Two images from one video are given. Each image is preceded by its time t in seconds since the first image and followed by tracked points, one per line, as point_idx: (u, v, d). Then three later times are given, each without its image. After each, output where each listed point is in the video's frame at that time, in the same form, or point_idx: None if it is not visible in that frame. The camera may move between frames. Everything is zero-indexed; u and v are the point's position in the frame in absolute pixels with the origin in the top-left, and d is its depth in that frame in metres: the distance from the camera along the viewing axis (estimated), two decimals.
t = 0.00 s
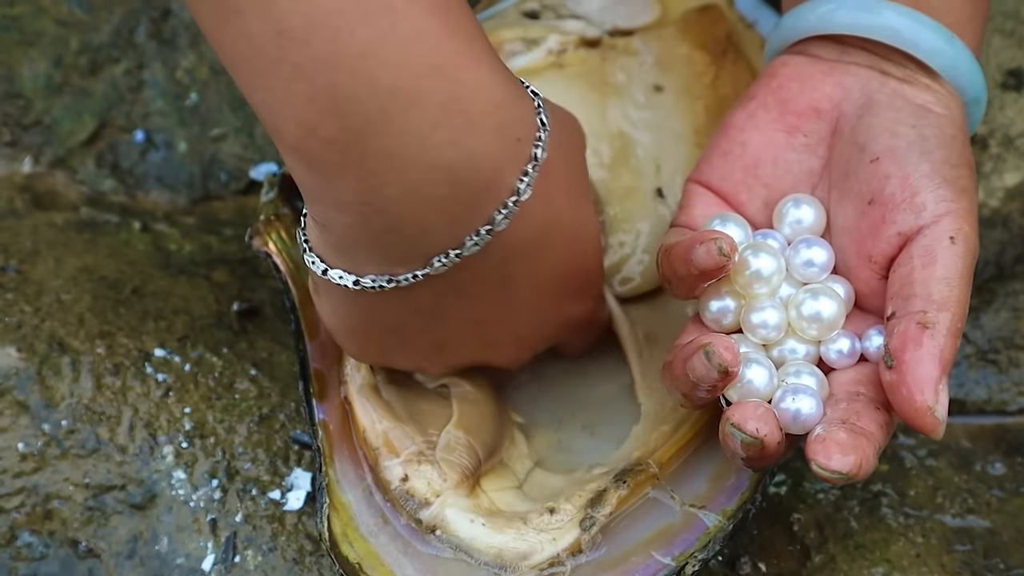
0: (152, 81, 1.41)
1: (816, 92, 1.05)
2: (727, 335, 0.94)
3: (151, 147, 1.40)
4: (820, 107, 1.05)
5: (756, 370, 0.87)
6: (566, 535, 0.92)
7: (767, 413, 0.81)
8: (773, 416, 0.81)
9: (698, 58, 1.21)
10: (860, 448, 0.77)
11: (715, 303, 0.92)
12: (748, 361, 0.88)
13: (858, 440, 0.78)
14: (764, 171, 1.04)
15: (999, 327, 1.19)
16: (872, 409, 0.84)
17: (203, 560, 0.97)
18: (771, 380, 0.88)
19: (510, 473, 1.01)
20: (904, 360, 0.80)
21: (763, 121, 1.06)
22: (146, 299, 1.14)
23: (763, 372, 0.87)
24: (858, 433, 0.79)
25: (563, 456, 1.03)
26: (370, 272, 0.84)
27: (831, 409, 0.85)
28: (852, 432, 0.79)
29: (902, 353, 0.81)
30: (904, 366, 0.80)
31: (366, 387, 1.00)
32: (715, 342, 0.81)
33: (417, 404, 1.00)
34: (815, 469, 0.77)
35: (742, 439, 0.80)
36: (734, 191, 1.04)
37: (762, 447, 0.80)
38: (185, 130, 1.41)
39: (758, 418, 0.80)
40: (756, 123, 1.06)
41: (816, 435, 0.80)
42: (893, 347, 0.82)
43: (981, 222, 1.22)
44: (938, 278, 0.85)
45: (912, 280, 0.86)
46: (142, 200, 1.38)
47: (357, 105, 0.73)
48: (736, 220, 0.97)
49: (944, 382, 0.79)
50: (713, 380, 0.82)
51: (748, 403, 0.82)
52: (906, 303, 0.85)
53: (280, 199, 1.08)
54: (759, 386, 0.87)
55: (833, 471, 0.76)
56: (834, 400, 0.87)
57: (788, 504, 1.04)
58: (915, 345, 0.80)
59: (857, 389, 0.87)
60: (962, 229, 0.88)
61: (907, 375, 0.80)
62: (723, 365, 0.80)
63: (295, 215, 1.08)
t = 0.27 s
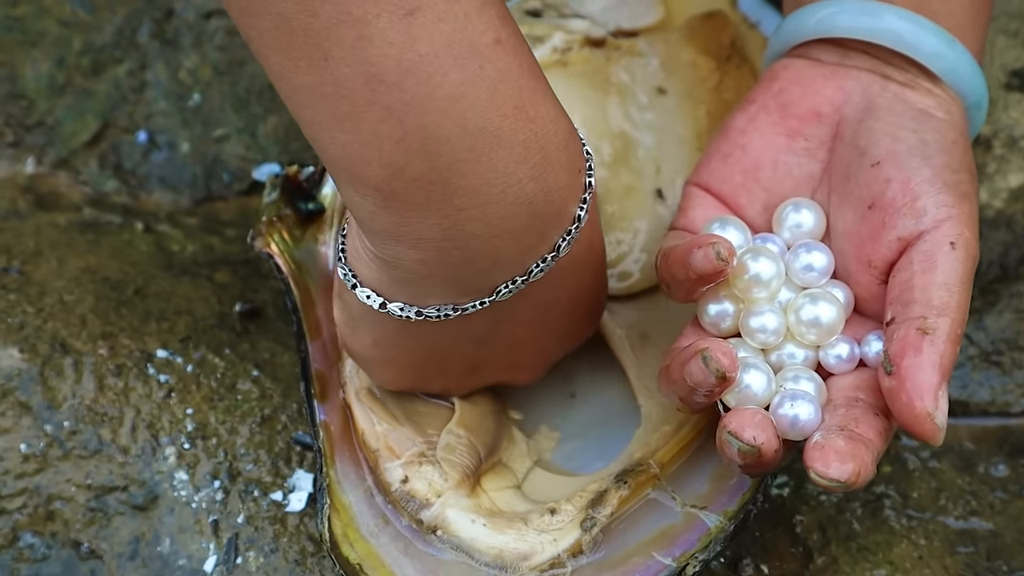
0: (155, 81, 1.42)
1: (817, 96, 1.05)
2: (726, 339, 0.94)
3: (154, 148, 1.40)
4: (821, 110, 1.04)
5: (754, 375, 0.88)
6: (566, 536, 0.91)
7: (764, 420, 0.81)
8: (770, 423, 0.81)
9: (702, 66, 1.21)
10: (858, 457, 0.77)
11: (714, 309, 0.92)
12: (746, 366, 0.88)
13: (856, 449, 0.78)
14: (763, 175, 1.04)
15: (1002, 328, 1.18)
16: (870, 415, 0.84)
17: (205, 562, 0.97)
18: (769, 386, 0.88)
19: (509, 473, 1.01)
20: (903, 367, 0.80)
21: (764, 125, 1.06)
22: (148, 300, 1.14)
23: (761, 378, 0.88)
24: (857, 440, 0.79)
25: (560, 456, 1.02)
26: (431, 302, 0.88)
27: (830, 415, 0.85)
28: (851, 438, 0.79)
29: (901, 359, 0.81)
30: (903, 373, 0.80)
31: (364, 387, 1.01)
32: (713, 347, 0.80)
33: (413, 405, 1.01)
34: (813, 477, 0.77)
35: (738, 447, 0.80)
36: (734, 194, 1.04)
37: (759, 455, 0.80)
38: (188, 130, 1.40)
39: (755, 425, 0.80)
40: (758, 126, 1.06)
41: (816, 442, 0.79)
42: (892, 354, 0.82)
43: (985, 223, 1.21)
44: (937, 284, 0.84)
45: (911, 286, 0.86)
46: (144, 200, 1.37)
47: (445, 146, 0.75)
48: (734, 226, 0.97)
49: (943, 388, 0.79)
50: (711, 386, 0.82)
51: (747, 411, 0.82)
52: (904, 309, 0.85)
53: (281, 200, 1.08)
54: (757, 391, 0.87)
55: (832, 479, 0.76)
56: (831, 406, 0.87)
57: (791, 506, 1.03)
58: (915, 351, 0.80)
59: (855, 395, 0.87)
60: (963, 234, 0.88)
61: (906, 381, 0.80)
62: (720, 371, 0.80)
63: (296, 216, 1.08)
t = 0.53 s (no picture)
0: (158, 85, 1.42)
1: (815, 94, 1.04)
2: (722, 339, 0.94)
3: (157, 150, 1.41)
4: (820, 109, 1.04)
5: (750, 375, 0.88)
6: (563, 535, 0.91)
7: (758, 421, 0.81)
8: (764, 423, 0.82)
9: (701, 57, 1.21)
10: (854, 455, 0.77)
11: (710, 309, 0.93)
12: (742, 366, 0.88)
13: (852, 447, 0.78)
14: (762, 174, 1.04)
15: (1006, 331, 1.19)
16: (866, 414, 0.83)
17: (207, 564, 0.97)
18: (765, 386, 0.88)
19: (507, 473, 1.01)
20: (900, 365, 0.80)
21: (762, 123, 1.05)
22: (150, 303, 1.15)
23: (756, 377, 0.88)
24: (851, 438, 0.79)
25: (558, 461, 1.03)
26: (357, 293, 0.87)
27: (827, 414, 0.85)
28: (845, 437, 0.79)
29: (897, 358, 0.81)
30: (900, 371, 0.80)
31: (368, 390, 0.99)
32: (705, 348, 0.81)
33: (413, 403, 1.00)
34: (808, 475, 0.77)
35: (733, 448, 0.81)
36: (731, 195, 1.04)
37: (754, 455, 0.81)
38: (191, 134, 1.41)
39: (748, 426, 0.81)
40: (755, 125, 1.05)
41: (810, 441, 0.79)
42: (889, 353, 0.82)
43: (986, 225, 1.19)
44: (935, 282, 0.84)
45: (909, 284, 0.86)
46: (147, 203, 1.38)
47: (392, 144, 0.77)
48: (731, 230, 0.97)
49: (940, 387, 0.79)
50: (706, 387, 0.82)
51: (742, 411, 0.83)
52: (901, 307, 0.84)
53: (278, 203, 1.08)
54: (753, 391, 0.87)
55: (827, 477, 0.76)
56: (828, 405, 0.87)
57: (793, 509, 1.03)
58: (911, 350, 0.80)
59: (852, 394, 0.87)
60: (962, 232, 0.88)
61: (902, 380, 0.80)
62: (714, 372, 0.80)
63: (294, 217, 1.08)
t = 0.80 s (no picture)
0: (155, 85, 1.42)
1: (819, 98, 1.05)
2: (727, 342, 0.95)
3: (155, 151, 1.40)
4: (824, 113, 1.05)
5: (755, 377, 0.88)
6: (567, 541, 0.92)
7: (762, 422, 0.82)
8: (768, 425, 0.82)
9: (692, 46, 1.22)
10: (857, 457, 0.77)
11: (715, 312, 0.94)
12: (747, 369, 0.89)
13: (855, 449, 0.78)
14: (766, 177, 1.05)
15: (1000, 331, 1.19)
16: (869, 416, 0.84)
17: (204, 564, 0.97)
18: (770, 388, 0.88)
19: (511, 478, 1.02)
20: (903, 368, 0.81)
21: (766, 127, 1.07)
22: (148, 303, 1.15)
23: (762, 380, 0.88)
24: (854, 440, 0.80)
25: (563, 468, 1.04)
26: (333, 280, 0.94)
27: (830, 415, 0.85)
28: (848, 439, 0.80)
29: (900, 361, 0.81)
30: (903, 374, 0.81)
31: (367, 389, 1.00)
32: (711, 353, 0.82)
33: (421, 407, 1.01)
34: (811, 477, 0.77)
35: (737, 450, 0.81)
36: (736, 198, 1.06)
37: (758, 458, 0.82)
38: (187, 134, 1.41)
39: (753, 429, 0.81)
40: (760, 129, 1.07)
41: (814, 442, 0.80)
42: (892, 356, 0.82)
43: (981, 227, 1.22)
44: (937, 286, 0.85)
45: (911, 287, 0.86)
46: (144, 204, 1.38)
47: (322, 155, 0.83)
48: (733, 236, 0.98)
49: (942, 390, 0.80)
50: (710, 392, 0.83)
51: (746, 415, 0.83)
52: (905, 311, 0.85)
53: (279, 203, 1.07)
54: (758, 393, 0.88)
55: (830, 479, 0.76)
56: (831, 406, 0.87)
57: (789, 509, 1.04)
58: (914, 353, 0.81)
59: (856, 397, 0.87)
60: (963, 236, 0.88)
61: (905, 383, 0.80)
62: (718, 376, 0.81)
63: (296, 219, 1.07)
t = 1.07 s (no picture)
0: (156, 90, 1.42)
1: (845, 95, 1.05)
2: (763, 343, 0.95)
3: (155, 155, 1.41)
4: (850, 110, 1.05)
5: (794, 377, 0.89)
6: (564, 541, 0.93)
7: (806, 421, 0.82)
8: (812, 424, 0.83)
9: (688, 52, 1.22)
10: (904, 455, 0.79)
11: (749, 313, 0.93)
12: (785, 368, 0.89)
13: (902, 447, 0.79)
14: (794, 177, 1.04)
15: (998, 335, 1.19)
16: (913, 413, 0.86)
17: (205, 566, 0.98)
18: (810, 387, 0.89)
19: (511, 483, 1.04)
20: (945, 364, 0.82)
21: (791, 125, 1.06)
22: (148, 306, 1.15)
23: (801, 379, 0.89)
24: (901, 438, 0.81)
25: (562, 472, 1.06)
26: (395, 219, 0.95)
27: (874, 413, 0.87)
28: (894, 436, 0.81)
29: (942, 357, 0.82)
30: (945, 370, 0.81)
31: (369, 394, 1.01)
32: (754, 353, 0.81)
33: (422, 410, 1.04)
34: (860, 475, 0.78)
35: (783, 449, 0.82)
36: (763, 197, 1.04)
37: (804, 456, 0.82)
38: (188, 138, 1.42)
39: (798, 427, 0.82)
40: (786, 127, 1.06)
41: (860, 441, 0.81)
42: (934, 352, 0.83)
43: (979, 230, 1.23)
44: (977, 281, 0.86)
45: (950, 283, 0.87)
46: (145, 207, 1.39)
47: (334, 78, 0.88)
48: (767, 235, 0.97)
49: (988, 385, 0.80)
50: (754, 391, 0.83)
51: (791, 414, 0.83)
52: (944, 307, 0.86)
53: (281, 208, 1.04)
54: (798, 393, 0.88)
55: (879, 477, 0.78)
56: (873, 404, 0.89)
57: (787, 511, 1.04)
58: (956, 348, 0.82)
59: (897, 394, 0.89)
60: (999, 230, 0.89)
61: (948, 379, 0.81)
62: (763, 376, 0.80)
63: (296, 223, 1.05)
